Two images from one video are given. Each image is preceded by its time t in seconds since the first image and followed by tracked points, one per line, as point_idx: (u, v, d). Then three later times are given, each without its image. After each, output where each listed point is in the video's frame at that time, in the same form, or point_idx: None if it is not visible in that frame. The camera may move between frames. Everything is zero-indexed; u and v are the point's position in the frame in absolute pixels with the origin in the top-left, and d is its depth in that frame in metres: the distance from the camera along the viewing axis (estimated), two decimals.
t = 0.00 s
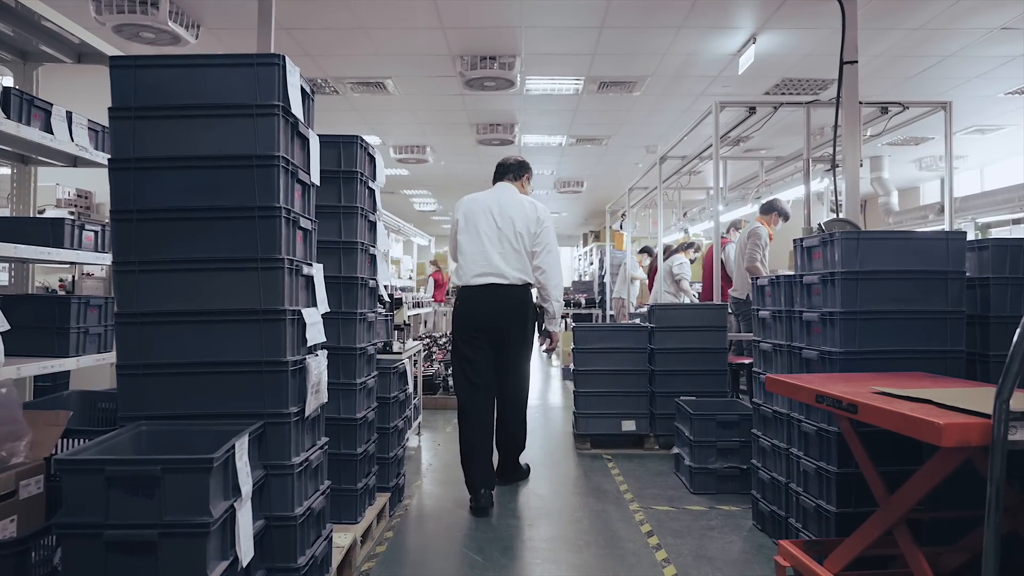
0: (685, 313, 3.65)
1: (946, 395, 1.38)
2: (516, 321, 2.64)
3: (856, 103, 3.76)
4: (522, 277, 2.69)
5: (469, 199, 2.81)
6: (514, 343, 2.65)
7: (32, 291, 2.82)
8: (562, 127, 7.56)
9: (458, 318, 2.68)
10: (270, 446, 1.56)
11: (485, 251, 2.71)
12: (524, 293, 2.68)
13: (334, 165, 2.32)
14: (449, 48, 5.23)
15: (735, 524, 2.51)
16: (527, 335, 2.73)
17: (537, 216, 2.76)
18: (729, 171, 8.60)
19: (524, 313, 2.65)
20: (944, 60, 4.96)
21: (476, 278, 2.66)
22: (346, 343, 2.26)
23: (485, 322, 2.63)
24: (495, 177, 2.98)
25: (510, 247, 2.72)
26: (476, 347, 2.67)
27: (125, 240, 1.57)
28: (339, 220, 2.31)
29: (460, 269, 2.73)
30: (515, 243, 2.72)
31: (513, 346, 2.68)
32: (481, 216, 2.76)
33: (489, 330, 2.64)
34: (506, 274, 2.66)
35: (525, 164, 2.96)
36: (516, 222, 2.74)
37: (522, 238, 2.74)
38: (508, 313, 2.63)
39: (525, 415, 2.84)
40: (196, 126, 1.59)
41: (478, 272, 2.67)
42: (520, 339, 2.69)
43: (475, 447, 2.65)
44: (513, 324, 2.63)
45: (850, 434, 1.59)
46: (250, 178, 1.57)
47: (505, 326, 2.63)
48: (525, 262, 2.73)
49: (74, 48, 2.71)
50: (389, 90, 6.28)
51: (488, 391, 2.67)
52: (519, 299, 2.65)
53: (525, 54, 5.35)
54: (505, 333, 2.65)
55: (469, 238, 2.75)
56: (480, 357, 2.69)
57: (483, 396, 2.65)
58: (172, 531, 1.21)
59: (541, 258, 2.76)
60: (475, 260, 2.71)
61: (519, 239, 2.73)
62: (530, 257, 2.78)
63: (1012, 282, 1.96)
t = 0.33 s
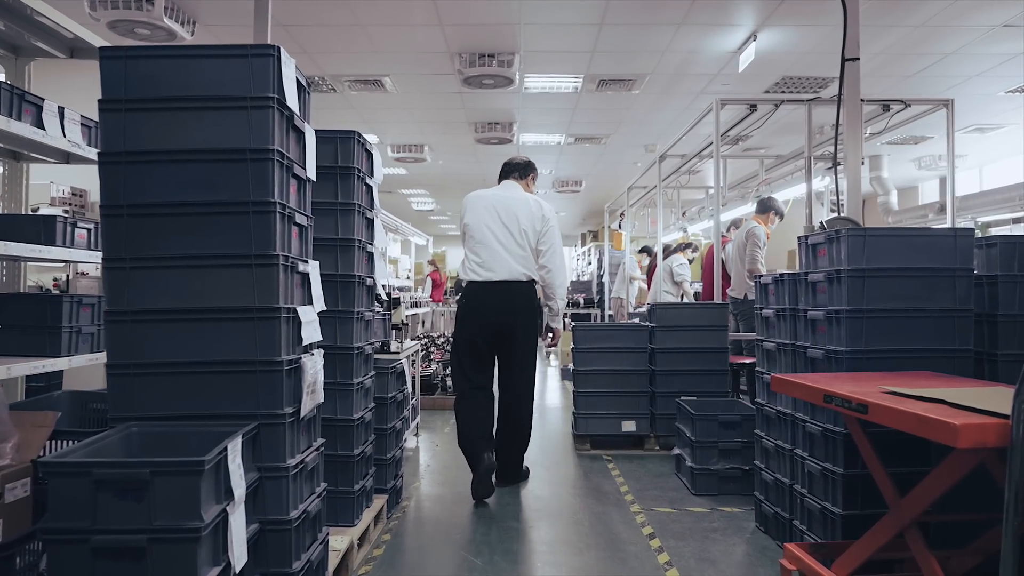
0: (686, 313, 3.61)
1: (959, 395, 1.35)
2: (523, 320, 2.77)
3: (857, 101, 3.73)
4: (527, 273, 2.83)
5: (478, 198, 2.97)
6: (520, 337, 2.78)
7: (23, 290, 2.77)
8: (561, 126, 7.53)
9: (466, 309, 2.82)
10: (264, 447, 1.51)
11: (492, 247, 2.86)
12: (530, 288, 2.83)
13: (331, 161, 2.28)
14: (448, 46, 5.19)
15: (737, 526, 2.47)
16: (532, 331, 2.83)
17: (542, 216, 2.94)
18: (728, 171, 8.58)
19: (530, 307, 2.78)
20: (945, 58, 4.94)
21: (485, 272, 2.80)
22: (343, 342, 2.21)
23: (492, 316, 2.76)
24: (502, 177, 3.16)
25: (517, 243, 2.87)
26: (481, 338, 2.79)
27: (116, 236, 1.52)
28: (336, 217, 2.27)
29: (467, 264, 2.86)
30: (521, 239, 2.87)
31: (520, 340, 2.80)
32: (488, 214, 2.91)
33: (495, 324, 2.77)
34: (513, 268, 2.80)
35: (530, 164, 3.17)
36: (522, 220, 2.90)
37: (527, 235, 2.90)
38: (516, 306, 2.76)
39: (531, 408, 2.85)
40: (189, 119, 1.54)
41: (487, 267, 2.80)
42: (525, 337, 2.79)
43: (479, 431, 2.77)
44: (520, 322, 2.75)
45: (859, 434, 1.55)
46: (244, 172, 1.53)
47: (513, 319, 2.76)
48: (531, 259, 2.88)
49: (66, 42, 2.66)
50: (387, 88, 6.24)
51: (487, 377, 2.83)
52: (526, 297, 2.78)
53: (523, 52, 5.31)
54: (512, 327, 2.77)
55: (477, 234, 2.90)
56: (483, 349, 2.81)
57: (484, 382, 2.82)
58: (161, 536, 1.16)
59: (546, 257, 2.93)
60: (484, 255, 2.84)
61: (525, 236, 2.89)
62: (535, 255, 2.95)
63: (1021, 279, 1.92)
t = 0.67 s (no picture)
0: (687, 312, 3.58)
1: (974, 395, 1.31)
2: (523, 316, 2.88)
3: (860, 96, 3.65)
4: (528, 269, 2.94)
5: (481, 196, 3.08)
6: (520, 334, 2.90)
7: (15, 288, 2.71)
8: (560, 125, 7.50)
9: (468, 305, 2.94)
10: (258, 449, 1.47)
11: (494, 244, 2.96)
12: (531, 286, 2.93)
13: (327, 156, 2.23)
14: (446, 43, 5.15)
15: (740, 528, 2.44)
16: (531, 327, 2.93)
17: (544, 213, 3.03)
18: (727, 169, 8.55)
19: (528, 305, 2.89)
20: (947, 55, 4.91)
21: (487, 269, 2.91)
22: (340, 341, 2.17)
23: (492, 312, 2.88)
24: (505, 175, 3.26)
25: (518, 239, 2.97)
26: (480, 333, 2.91)
27: (105, 231, 1.47)
28: (332, 214, 2.22)
29: (470, 259, 2.98)
30: (522, 236, 2.97)
31: (520, 337, 2.91)
32: (490, 212, 3.02)
33: (495, 320, 2.89)
34: (514, 265, 2.91)
35: (534, 164, 3.26)
36: (524, 218, 3.00)
37: (529, 232, 3.00)
38: (516, 304, 2.88)
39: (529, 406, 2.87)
40: (181, 110, 1.49)
41: (489, 264, 2.92)
42: (525, 334, 2.91)
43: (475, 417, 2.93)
44: (520, 319, 2.87)
45: (869, 435, 1.51)
46: (237, 166, 1.48)
47: (513, 317, 2.88)
48: (533, 255, 2.99)
49: (59, 37, 2.61)
50: (384, 85, 6.18)
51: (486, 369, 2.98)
52: (525, 294, 2.90)
53: (522, 49, 5.26)
54: (512, 323, 2.89)
55: (479, 231, 3.01)
56: (483, 343, 2.93)
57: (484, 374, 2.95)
58: (149, 543, 1.12)
59: (549, 253, 3.05)
60: (487, 252, 2.94)
61: (526, 233, 2.99)
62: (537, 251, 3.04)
63: None
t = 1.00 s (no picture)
0: (688, 311, 3.54)
1: (989, 395, 1.27)
2: (521, 316, 2.86)
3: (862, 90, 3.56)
4: (527, 268, 2.91)
5: (480, 196, 3.07)
6: (518, 334, 2.88)
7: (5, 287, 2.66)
8: (558, 123, 7.46)
9: (468, 303, 2.95)
10: (251, 451, 1.42)
11: (492, 243, 2.94)
12: (531, 284, 2.91)
13: (323, 151, 2.18)
14: (444, 40, 5.11)
15: (743, 531, 2.40)
16: (530, 327, 2.90)
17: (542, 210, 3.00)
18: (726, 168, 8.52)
19: (526, 304, 2.86)
20: (947, 53, 4.89)
21: (485, 269, 2.89)
22: (336, 341, 2.12)
23: (491, 310, 2.87)
24: (506, 176, 3.25)
25: (517, 238, 2.94)
26: (480, 331, 2.91)
27: (94, 226, 1.42)
28: (329, 211, 2.17)
29: (471, 259, 2.97)
30: (521, 235, 2.94)
31: (518, 336, 2.88)
32: (489, 211, 3.00)
33: (495, 319, 2.87)
34: (512, 264, 2.88)
35: (534, 164, 3.23)
36: (523, 216, 2.97)
37: (528, 230, 2.97)
38: (514, 304, 2.85)
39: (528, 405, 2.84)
40: (173, 102, 1.45)
41: (488, 264, 2.90)
42: (524, 335, 2.88)
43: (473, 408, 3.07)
44: (519, 319, 2.85)
45: (879, 436, 1.47)
46: (230, 159, 1.43)
47: (511, 317, 2.86)
48: (532, 254, 2.96)
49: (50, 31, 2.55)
50: (382, 83, 6.13)
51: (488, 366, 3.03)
52: (523, 293, 2.86)
53: (521, 46, 5.22)
54: (510, 322, 2.86)
55: (478, 231, 2.99)
56: (482, 342, 2.95)
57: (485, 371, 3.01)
58: (135, 551, 1.07)
59: (550, 252, 3.02)
60: (486, 252, 2.93)
61: (525, 231, 2.96)
62: (536, 250, 3.01)
63: None
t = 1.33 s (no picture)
0: (688, 310, 3.50)
1: (1007, 397, 1.23)
2: (519, 315, 2.81)
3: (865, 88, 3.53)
4: (524, 267, 2.86)
5: (478, 197, 3.05)
6: (516, 334, 2.83)
7: None
8: (557, 121, 7.41)
9: (466, 304, 2.94)
10: (242, 455, 1.37)
11: (489, 243, 2.91)
12: (528, 284, 2.86)
13: (318, 147, 2.13)
14: (442, 37, 5.06)
15: (746, 534, 2.36)
16: (528, 327, 2.85)
17: (539, 210, 2.97)
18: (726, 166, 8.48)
19: (523, 302, 2.82)
20: (949, 51, 4.86)
21: (483, 270, 2.87)
22: (331, 340, 2.07)
23: (488, 309, 2.84)
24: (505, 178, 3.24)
25: (513, 238, 2.90)
26: (479, 332, 2.90)
27: (80, 221, 1.37)
28: (324, 208, 2.12)
29: (469, 260, 2.95)
30: (517, 235, 2.90)
31: (516, 336, 2.84)
32: (486, 212, 2.98)
33: (492, 318, 2.85)
34: (509, 264, 2.85)
35: (534, 165, 3.20)
36: (519, 216, 2.94)
37: (525, 230, 2.93)
38: (511, 303, 2.82)
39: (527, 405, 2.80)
40: (162, 93, 1.39)
41: (485, 264, 2.87)
42: (522, 334, 2.84)
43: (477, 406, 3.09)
44: (516, 318, 2.81)
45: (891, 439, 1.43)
46: (221, 152, 1.38)
47: (509, 315, 2.82)
48: (529, 253, 2.91)
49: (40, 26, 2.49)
50: (379, 81, 6.08)
51: (490, 368, 3.00)
52: (520, 293, 2.82)
53: (519, 43, 5.18)
54: (508, 321, 2.83)
55: (475, 233, 2.98)
56: (482, 342, 2.93)
57: (485, 373, 2.99)
58: (119, 560, 1.02)
59: (547, 252, 2.97)
60: (482, 253, 2.90)
61: (522, 231, 2.92)
62: (534, 249, 2.97)
63: None
